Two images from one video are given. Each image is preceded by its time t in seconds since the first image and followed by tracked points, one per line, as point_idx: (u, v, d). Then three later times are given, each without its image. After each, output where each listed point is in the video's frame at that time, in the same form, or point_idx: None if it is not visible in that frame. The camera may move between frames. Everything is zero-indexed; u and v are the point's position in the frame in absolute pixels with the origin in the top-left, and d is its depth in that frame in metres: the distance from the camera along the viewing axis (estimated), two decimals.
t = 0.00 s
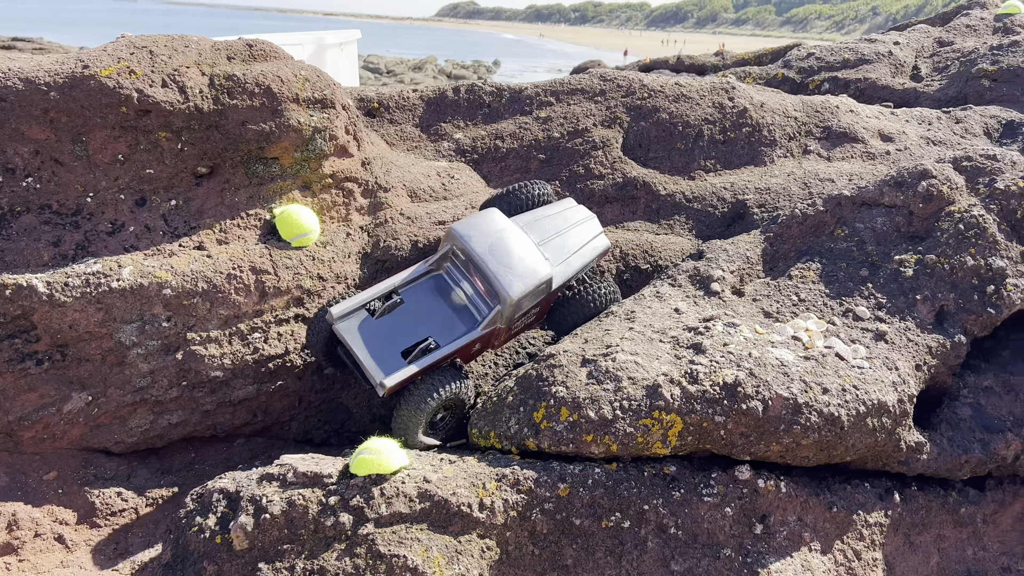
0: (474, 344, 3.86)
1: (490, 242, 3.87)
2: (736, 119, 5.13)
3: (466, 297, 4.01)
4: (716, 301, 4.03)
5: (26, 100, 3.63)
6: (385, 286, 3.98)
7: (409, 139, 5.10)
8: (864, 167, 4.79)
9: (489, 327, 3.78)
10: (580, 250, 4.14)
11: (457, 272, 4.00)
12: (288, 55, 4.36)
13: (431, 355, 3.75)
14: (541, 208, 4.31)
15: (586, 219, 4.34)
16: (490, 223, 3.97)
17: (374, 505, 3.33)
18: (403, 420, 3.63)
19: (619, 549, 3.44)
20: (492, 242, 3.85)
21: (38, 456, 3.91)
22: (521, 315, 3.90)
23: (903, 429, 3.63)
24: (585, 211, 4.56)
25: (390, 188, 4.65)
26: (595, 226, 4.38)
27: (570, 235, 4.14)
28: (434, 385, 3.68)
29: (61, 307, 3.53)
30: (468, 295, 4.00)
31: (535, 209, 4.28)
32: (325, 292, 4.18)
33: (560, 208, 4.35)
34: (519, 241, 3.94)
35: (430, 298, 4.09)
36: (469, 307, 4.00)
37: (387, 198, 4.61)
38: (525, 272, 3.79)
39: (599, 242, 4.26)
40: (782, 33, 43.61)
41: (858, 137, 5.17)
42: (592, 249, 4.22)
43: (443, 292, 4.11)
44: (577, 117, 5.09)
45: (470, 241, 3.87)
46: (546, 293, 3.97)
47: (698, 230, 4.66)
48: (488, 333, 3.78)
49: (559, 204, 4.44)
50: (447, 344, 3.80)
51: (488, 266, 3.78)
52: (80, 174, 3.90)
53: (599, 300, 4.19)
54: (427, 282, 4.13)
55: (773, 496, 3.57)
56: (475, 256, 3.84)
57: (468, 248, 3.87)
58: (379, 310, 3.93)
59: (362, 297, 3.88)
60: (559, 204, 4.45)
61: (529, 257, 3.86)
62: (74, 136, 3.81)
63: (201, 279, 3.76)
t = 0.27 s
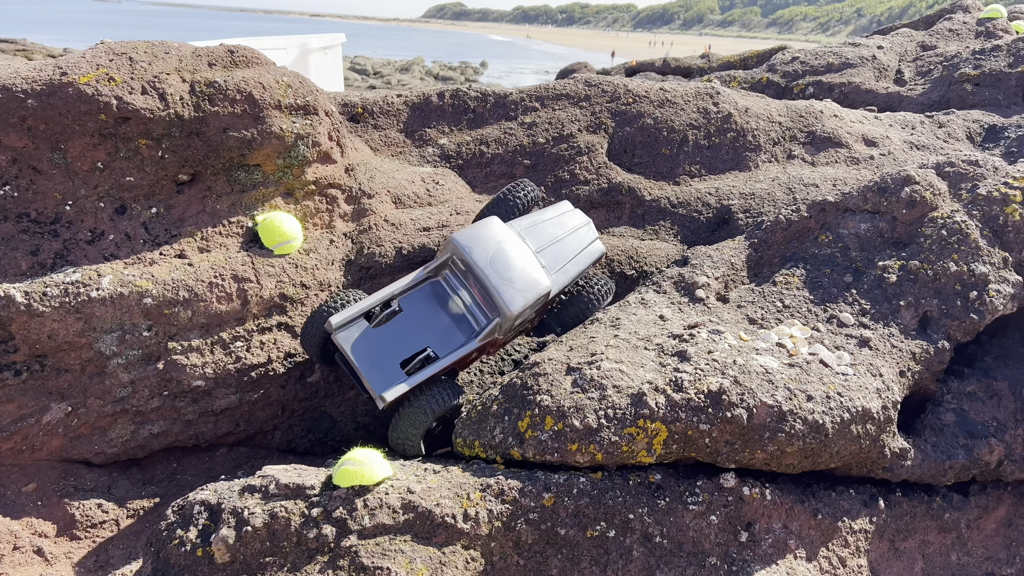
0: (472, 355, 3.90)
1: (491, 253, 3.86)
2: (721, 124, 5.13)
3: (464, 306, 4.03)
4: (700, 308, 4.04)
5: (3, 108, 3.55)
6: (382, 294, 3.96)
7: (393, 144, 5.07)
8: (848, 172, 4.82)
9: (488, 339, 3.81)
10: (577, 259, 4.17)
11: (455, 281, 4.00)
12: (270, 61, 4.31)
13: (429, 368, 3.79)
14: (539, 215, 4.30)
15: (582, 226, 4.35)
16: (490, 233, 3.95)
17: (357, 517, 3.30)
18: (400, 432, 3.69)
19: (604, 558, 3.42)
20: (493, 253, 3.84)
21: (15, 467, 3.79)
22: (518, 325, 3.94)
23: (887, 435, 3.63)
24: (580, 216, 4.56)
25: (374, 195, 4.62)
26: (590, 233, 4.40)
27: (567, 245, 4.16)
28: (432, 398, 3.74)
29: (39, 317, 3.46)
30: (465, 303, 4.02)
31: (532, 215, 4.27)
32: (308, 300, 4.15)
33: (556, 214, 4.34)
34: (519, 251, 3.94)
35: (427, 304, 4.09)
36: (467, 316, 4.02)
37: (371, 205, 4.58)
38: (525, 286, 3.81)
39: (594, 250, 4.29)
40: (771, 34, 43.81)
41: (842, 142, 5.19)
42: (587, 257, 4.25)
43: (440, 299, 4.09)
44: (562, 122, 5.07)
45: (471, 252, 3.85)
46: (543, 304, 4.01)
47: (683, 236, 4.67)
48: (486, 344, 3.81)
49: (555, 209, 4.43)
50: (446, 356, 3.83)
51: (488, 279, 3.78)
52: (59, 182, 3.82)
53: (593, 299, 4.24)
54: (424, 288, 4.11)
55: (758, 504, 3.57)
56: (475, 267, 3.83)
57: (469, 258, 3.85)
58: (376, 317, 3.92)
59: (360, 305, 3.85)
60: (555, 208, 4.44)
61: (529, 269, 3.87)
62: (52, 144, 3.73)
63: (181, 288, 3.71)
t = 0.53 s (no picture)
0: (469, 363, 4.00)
1: (493, 267, 3.86)
2: (711, 123, 5.13)
3: (463, 315, 4.07)
4: (691, 307, 4.03)
5: None
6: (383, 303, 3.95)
7: (383, 143, 5.04)
8: (837, 171, 4.84)
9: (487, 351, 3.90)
10: (575, 267, 4.19)
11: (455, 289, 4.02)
12: (258, 60, 4.28)
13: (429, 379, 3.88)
14: (538, 220, 4.27)
15: (581, 231, 4.36)
16: (493, 244, 3.93)
17: (346, 519, 3.27)
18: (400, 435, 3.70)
19: (595, 559, 3.40)
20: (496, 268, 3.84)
21: None
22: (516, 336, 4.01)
23: (878, 434, 3.63)
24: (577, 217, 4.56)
25: (363, 194, 4.59)
26: (588, 237, 4.41)
27: (566, 252, 4.17)
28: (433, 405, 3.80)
29: (23, 318, 3.41)
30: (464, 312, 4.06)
31: (532, 221, 4.24)
32: (297, 301, 4.11)
33: (555, 219, 4.33)
34: (520, 263, 3.95)
35: (426, 312, 4.11)
36: (465, 324, 4.07)
37: (360, 204, 4.55)
38: (526, 302, 3.87)
39: (591, 255, 4.31)
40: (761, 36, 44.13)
41: (832, 141, 5.21)
42: (585, 263, 4.27)
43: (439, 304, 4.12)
44: (552, 121, 5.06)
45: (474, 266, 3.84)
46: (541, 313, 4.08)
47: (674, 235, 4.67)
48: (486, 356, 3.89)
49: (553, 212, 4.41)
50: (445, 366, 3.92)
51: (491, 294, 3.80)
52: (43, 182, 3.77)
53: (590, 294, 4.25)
54: (423, 295, 4.12)
55: (749, 503, 3.56)
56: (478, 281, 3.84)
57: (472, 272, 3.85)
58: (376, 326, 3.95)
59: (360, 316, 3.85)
60: (553, 212, 4.42)
61: (530, 283, 3.90)
62: (37, 143, 3.68)
63: (168, 289, 3.67)
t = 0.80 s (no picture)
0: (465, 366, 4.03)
1: (497, 278, 3.84)
2: (701, 122, 5.14)
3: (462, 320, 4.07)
4: (682, 306, 4.03)
5: None
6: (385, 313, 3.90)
7: (373, 142, 5.03)
8: (827, 170, 4.85)
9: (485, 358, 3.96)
10: (575, 271, 4.21)
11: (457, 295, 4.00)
12: (247, 58, 4.26)
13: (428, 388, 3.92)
14: (539, 221, 4.22)
15: (581, 232, 4.33)
16: (496, 254, 3.89)
17: (337, 519, 3.25)
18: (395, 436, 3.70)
19: (586, 558, 3.40)
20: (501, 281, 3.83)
21: None
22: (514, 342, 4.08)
23: (869, 432, 3.64)
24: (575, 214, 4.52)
25: (353, 194, 4.57)
26: (588, 237, 4.39)
27: (567, 256, 4.16)
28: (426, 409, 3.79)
29: (9, 318, 3.37)
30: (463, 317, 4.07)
31: (534, 223, 4.19)
32: (287, 300, 4.08)
33: (557, 219, 4.28)
34: (522, 272, 3.94)
35: (427, 317, 4.07)
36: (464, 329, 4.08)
37: (350, 204, 4.53)
38: (528, 315, 3.90)
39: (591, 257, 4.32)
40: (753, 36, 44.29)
41: (822, 140, 5.23)
42: (585, 266, 4.29)
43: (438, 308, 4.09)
44: (543, 120, 5.05)
45: (478, 278, 3.82)
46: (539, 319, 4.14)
47: (665, 234, 4.67)
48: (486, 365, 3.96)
49: (555, 211, 4.35)
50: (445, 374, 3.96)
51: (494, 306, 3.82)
52: (29, 181, 3.72)
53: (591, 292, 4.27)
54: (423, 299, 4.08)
55: (740, 502, 3.56)
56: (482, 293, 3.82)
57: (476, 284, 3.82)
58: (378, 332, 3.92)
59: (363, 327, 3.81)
60: (555, 211, 4.37)
61: (533, 296, 3.92)
62: (22, 142, 3.64)
63: (156, 288, 3.64)
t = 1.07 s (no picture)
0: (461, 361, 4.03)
1: (489, 274, 3.82)
2: (694, 122, 5.15)
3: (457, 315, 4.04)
4: (674, 305, 4.03)
5: None
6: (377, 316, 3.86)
7: (365, 142, 5.02)
8: (819, 169, 4.86)
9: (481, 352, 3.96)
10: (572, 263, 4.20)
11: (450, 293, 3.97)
12: (238, 57, 4.24)
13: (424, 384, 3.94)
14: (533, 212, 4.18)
15: (576, 222, 4.30)
16: (487, 252, 3.86)
17: (327, 520, 3.24)
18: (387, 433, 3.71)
19: (578, 558, 3.39)
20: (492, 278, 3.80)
21: None
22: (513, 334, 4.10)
23: (860, 431, 3.65)
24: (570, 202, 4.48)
25: (345, 193, 4.56)
26: (583, 227, 4.36)
27: (562, 248, 4.14)
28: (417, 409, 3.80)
29: None
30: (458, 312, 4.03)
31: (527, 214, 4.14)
32: (278, 300, 4.06)
33: (550, 210, 4.23)
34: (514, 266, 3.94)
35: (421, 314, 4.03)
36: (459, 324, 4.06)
37: (342, 203, 4.51)
38: (521, 311, 3.89)
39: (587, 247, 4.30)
40: (748, 36, 44.38)
41: (813, 140, 5.24)
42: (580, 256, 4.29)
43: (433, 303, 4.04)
44: (536, 120, 5.05)
45: (469, 278, 3.79)
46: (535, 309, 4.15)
47: (657, 233, 4.67)
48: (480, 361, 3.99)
49: (548, 201, 4.30)
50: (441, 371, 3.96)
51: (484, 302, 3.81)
52: (18, 180, 3.70)
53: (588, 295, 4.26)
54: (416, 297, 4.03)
55: (732, 501, 3.56)
56: (475, 291, 3.81)
57: (468, 282, 3.80)
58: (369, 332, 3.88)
59: (356, 332, 3.77)
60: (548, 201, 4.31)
61: (526, 291, 3.90)
62: (11, 140, 3.62)
63: (146, 288, 3.62)
